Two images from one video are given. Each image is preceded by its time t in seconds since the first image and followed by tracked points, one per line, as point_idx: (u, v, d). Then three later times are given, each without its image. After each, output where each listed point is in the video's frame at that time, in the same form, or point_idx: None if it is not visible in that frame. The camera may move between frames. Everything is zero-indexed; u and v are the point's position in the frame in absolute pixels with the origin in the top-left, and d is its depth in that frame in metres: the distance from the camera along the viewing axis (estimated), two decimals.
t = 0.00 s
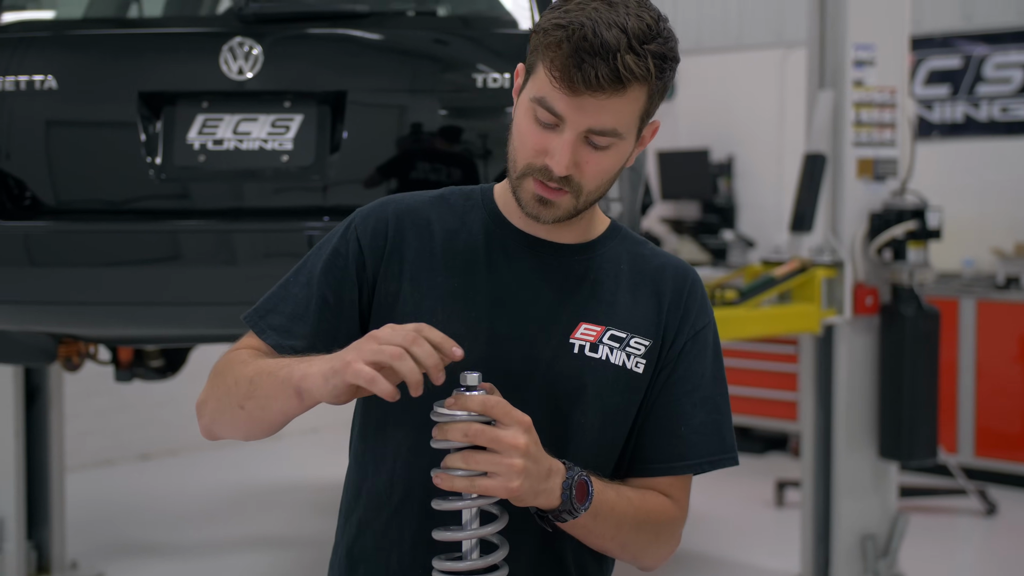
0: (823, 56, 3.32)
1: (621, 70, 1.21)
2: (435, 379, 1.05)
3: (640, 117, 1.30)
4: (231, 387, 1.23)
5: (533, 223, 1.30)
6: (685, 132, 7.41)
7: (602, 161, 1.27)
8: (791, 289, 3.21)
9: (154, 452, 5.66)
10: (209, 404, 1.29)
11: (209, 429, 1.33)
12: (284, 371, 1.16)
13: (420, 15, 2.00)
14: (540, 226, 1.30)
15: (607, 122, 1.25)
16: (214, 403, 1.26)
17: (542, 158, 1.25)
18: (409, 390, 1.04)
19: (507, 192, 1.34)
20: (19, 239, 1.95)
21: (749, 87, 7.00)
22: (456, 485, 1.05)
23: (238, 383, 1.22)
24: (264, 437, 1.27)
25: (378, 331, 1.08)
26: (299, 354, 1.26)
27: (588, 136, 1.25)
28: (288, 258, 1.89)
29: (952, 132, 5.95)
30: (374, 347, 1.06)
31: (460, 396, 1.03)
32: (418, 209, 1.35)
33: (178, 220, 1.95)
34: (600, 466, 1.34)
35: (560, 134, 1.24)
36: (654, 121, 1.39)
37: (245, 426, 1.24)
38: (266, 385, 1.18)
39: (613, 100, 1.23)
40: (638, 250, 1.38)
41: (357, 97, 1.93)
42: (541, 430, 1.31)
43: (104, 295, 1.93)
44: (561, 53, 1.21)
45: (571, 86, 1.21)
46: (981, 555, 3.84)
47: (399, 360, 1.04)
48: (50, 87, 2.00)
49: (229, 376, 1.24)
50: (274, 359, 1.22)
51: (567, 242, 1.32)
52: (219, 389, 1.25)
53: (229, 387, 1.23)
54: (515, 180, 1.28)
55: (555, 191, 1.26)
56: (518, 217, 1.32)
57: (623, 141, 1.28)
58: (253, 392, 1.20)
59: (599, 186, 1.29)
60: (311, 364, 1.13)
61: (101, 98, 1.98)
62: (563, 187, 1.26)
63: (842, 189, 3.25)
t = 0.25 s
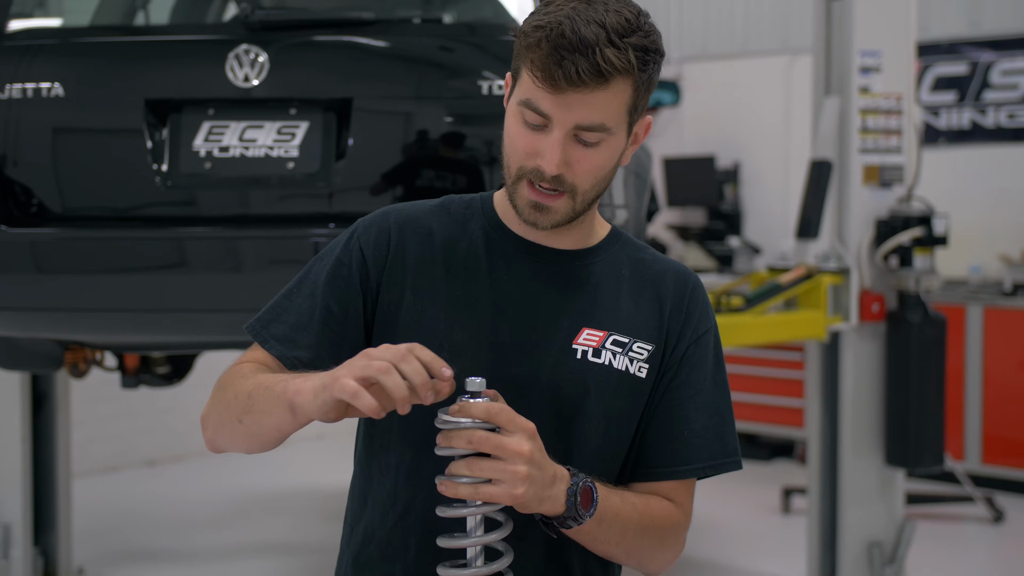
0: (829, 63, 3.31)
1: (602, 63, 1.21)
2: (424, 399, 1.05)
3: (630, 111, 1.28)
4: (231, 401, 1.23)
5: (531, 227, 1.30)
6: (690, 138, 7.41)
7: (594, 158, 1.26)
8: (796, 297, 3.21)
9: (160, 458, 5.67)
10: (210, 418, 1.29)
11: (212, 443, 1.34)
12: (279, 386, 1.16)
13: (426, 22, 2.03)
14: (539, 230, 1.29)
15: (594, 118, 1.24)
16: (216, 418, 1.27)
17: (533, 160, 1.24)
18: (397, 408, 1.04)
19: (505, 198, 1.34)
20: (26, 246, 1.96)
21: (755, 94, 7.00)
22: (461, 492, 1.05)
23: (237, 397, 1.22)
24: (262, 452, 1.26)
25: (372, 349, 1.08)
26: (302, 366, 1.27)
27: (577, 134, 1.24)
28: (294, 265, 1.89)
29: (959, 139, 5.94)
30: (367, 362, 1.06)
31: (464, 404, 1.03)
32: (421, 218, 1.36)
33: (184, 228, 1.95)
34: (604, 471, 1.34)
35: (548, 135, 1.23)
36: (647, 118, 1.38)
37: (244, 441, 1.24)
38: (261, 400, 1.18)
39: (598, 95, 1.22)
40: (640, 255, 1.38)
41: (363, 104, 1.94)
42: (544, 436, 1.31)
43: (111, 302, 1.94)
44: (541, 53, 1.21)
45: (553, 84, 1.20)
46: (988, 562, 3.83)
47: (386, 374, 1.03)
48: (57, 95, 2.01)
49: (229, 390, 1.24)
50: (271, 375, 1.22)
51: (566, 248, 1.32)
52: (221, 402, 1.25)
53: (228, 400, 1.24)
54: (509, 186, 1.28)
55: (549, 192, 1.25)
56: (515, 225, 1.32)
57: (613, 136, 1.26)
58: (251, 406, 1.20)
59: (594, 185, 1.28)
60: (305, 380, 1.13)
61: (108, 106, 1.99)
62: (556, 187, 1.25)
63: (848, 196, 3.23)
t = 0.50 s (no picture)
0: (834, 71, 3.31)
1: (582, 64, 1.19)
2: (472, 386, 1.06)
3: (617, 110, 1.27)
4: (256, 412, 1.23)
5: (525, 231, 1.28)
6: (695, 146, 7.41)
7: (583, 159, 1.24)
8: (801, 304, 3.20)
9: (166, 464, 5.68)
10: (229, 433, 1.28)
11: (226, 460, 1.33)
12: (316, 388, 1.17)
13: (431, 29, 2.04)
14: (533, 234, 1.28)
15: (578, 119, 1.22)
16: (237, 433, 1.26)
17: (521, 165, 1.23)
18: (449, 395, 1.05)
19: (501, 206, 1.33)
20: (31, 253, 1.97)
21: (760, 101, 7.00)
22: (461, 499, 1.05)
23: (262, 407, 1.22)
24: (287, 460, 1.26)
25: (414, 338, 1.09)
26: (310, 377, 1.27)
27: (564, 136, 1.23)
28: (299, 272, 1.90)
29: (964, 147, 5.92)
30: (412, 352, 1.07)
31: (465, 410, 1.04)
32: (420, 227, 1.36)
33: (189, 235, 1.96)
34: (604, 478, 1.34)
35: (535, 138, 1.22)
36: (636, 117, 1.37)
37: (271, 451, 1.24)
38: (296, 404, 1.18)
39: (581, 95, 1.21)
40: (639, 260, 1.37)
41: (368, 112, 1.94)
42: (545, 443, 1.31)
43: (116, 309, 1.95)
44: (519, 59, 1.20)
45: (533, 88, 1.19)
46: (993, 569, 3.81)
47: (438, 362, 1.04)
48: (63, 102, 2.02)
49: (252, 401, 1.24)
50: (300, 379, 1.23)
51: (561, 254, 1.33)
52: (243, 416, 1.25)
53: (254, 411, 1.23)
54: (500, 193, 1.27)
55: (540, 195, 1.24)
56: (513, 232, 1.33)
57: (601, 135, 1.25)
58: (280, 414, 1.20)
59: (585, 186, 1.26)
60: (346, 376, 1.14)
61: (114, 113, 2.00)
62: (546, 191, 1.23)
63: (853, 204, 3.22)
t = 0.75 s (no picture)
0: (835, 75, 3.32)
1: (569, 54, 1.20)
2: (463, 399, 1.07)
3: (609, 95, 1.28)
4: (255, 418, 1.24)
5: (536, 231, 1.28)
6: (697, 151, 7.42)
7: (586, 146, 1.24)
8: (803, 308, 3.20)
9: (167, 469, 5.68)
10: (229, 442, 1.29)
11: (229, 468, 1.33)
12: (313, 389, 1.18)
13: (432, 34, 2.04)
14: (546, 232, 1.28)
15: (574, 109, 1.23)
16: (238, 438, 1.27)
17: (526, 163, 1.23)
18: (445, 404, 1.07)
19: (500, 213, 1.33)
20: (32, 257, 1.98)
21: (762, 105, 7.01)
22: (463, 503, 1.05)
23: (263, 411, 1.23)
24: (290, 464, 1.27)
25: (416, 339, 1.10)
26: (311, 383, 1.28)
27: (563, 126, 1.23)
28: (301, 277, 1.90)
29: (966, 151, 5.92)
30: (413, 356, 1.08)
31: (466, 415, 1.04)
32: (417, 233, 1.36)
33: (190, 239, 1.96)
34: (604, 483, 1.34)
35: (536, 134, 1.22)
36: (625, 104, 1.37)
37: (271, 456, 1.25)
38: (293, 406, 1.20)
39: (574, 83, 1.22)
40: (637, 264, 1.37)
41: (369, 116, 1.95)
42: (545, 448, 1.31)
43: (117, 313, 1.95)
44: (504, 61, 1.21)
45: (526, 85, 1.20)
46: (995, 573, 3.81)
47: (436, 374, 1.06)
48: (63, 106, 2.02)
49: (252, 407, 1.25)
50: (297, 381, 1.24)
51: (556, 259, 1.33)
52: (243, 421, 1.26)
53: (254, 416, 1.24)
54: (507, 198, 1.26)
55: (549, 190, 1.24)
56: (512, 239, 1.33)
57: (599, 123, 1.25)
58: (280, 416, 1.21)
59: (591, 175, 1.26)
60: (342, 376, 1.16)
61: (115, 118, 2.00)
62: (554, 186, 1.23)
63: (855, 208, 3.22)
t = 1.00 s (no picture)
0: (836, 78, 3.32)
1: (541, 29, 1.22)
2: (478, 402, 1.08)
3: (588, 76, 1.28)
4: (256, 406, 1.23)
5: (531, 221, 1.26)
6: (698, 154, 7.42)
7: (571, 124, 1.24)
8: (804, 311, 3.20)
9: (169, 473, 5.68)
10: (225, 434, 1.28)
11: (219, 465, 1.31)
12: (322, 368, 1.19)
13: (433, 37, 2.04)
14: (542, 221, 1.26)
15: (554, 86, 1.23)
16: (237, 430, 1.26)
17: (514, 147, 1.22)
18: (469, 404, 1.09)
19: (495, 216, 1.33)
20: (33, 261, 1.98)
21: (762, 108, 7.02)
22: (466, 507, 1.05)
23: (264, 399, 1.22)
24: (286, 457, 1.26)
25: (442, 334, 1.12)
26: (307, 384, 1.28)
27: (545, 104, 1.23)
28: (302, 280, 1.90)
29: (966, 153, 5.92)
30: (441, 346, 1.09)
31: (470, 419, 1.04)
32: (413, 238, 1.37)
33: (191, 243, 1.96)
34: (608, 485, 1.34)
35: (518, 115, 1.22)
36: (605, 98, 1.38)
37: (272, 446, 1.24)
38: (299, 388, 1.20)
39: (551, 59, 1.23)
40: (635, 264, 1.37)
41: (369, 119, 1.95)
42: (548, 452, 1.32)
43: (118, 317, 1.96)
44: (479, 46, 1.23)
45: (502, 63, 1.21)
46: None
47: (464, 367, 1.07)
48: (65, 110, 2.03)
49: (252, 396, 1.24)
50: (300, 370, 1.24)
51: (552, 263, 1.33)
52: (243, 411, 1.25)
53: (255, 403, 1.23)
54: (497, 188, 1.25)
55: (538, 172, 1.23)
56: (507, 243, 1.33)
57: (581, 100, 1.25)
58: (282, 403, 1.21)
59: (581, 156, 1.25)
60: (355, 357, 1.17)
61: (116, 121, 2.01)
62: (544, 165, 1.22)
63: (856, 211, 3.22)
